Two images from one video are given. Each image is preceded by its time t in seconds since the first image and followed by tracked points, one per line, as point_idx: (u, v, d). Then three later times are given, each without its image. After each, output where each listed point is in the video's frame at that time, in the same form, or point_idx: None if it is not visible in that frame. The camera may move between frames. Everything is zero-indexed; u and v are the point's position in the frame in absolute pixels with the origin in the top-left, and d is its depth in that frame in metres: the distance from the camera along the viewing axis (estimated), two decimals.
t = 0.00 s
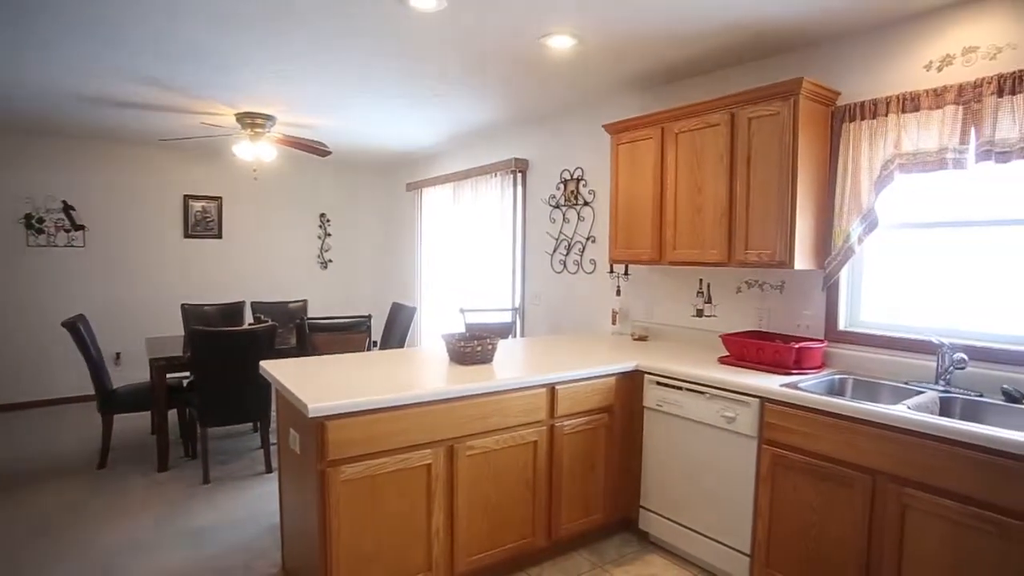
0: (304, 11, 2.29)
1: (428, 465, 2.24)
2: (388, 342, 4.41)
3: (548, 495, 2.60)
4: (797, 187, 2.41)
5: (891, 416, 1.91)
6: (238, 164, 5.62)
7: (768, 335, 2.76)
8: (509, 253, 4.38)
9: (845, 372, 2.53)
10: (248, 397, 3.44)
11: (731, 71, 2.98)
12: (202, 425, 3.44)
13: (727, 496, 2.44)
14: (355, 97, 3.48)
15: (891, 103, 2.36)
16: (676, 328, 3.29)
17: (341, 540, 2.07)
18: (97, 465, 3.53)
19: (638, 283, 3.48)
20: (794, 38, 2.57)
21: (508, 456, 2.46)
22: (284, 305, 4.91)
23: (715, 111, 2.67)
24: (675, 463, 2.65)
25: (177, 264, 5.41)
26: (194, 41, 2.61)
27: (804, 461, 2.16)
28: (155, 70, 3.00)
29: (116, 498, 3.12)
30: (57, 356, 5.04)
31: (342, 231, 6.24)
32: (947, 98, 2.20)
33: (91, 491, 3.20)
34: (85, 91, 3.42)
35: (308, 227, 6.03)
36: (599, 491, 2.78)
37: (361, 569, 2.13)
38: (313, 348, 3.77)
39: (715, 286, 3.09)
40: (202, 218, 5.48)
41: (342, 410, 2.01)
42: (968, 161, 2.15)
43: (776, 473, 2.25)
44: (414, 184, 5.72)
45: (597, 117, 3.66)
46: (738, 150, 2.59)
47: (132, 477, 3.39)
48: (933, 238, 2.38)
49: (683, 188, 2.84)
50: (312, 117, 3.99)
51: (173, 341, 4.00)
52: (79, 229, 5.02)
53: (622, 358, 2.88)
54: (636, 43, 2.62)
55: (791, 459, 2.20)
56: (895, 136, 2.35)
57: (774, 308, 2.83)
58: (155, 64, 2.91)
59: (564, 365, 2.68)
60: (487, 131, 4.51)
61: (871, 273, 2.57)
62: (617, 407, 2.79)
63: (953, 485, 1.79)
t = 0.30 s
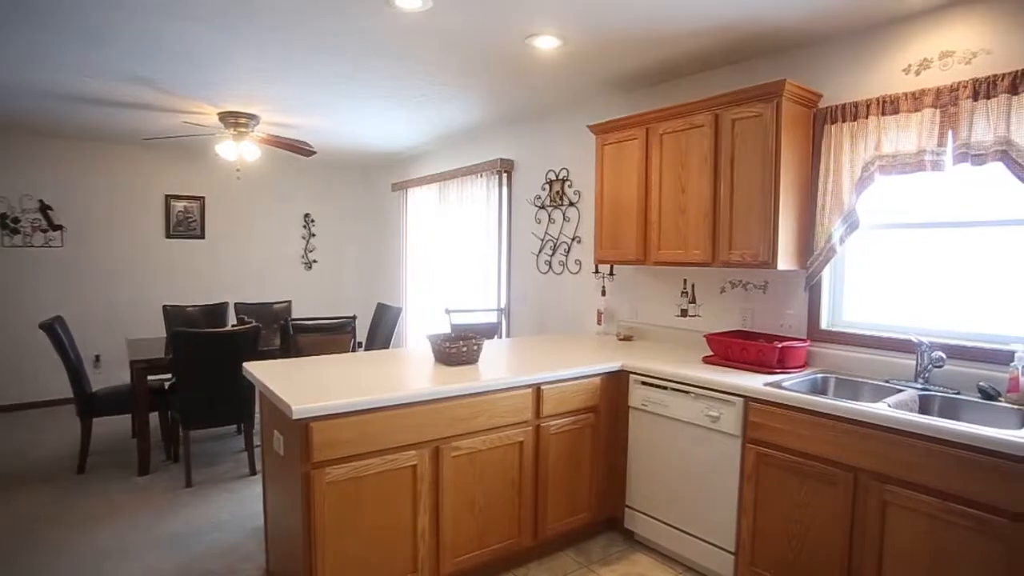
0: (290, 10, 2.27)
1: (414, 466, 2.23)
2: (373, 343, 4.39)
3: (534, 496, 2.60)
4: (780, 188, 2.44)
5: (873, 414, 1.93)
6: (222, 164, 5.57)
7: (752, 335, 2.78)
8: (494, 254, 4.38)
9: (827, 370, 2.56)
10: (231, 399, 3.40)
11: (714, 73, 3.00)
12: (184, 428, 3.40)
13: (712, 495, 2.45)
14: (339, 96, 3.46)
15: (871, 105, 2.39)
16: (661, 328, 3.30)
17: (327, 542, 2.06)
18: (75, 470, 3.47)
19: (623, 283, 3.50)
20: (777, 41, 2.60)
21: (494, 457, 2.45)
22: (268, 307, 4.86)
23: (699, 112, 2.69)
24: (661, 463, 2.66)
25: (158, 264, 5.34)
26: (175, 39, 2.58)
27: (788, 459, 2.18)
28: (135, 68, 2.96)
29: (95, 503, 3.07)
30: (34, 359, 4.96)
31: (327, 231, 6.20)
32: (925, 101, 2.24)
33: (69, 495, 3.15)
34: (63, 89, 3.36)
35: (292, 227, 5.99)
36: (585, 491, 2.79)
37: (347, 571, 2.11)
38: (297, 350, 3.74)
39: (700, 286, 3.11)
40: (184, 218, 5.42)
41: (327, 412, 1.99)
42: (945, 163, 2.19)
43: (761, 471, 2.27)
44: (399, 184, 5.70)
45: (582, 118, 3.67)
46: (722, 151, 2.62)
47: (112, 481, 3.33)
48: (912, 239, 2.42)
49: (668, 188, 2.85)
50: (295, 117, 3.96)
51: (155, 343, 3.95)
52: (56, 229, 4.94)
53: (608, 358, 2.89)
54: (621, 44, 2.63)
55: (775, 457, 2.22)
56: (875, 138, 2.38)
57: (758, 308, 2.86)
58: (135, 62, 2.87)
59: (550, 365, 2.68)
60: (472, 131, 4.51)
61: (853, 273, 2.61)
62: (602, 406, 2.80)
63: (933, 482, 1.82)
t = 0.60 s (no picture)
0: (274, 9, 2.26)
1: (398, 467, 2.22)
2: (358, 344, 4.36)
3: (519, 496, 2.60)
4: (763, 190, 2.46)
5: (853, 412, 1.96)
6: (203, 164, 5.51)
7: (735, 334, 2.80)
8: (479, 254, 4.38)
9: (810, 369, 2.59)
10: (213, 401, 3.37)
11: (697, 75, 3.03)
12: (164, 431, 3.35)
13: (697, 494, 2.47)
14: (322, 96, 3.44)
15: (851, 108, 2.42)
16: (645, 328, 3.32)
17: (311, 544, 2.04)
18: (52, 475, 3.40)
19: (608, 284, 3.51)
20: (758, 44, 2.62)
21: (479, 457, 2.45)
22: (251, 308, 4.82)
23: (682, 114, 2.71)
24: (646, 462, 2.67)
25: (138, 265, 5.27)
26: (155, 37, 2.54)
27: (770, 458, 2.20)
28: (114, 66, 2.92)
29: (74, 508, 3.02)
30: (9, 362, 4.86)
31: (310, 232, 6.16)
32: (903, 104, 2.27)
33: (46, 501, 3.10)
34: (40, 87, 3.30)
35: (275, 228, 5.94)
36: (570, 491, 2.79)
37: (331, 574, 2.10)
38: (281, 351, 3.71)
39: (684, 286, 3.13)
40: (165, 218, 5.35)
41: (310, 413, 1.98)
42: (923, 165, 2.23)
43: (744, 470, 2.29)
44: (383, 184, 5.68)
45: (567, 119, 3.68)
46: (705, 152, 2.63)
47: (90, 486, 3.28)
48: (891, 239, 2.45)
49: (652, 189, 2.87)
50: (277, 116, 3.92)
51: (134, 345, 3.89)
52: (32, 229, 4.84)
53: (592, 358, 2.90)
54: (605, 45, 2.64)
55: (758, 455, 2.24)
56: (855, 140, 2.41)
57: (741, 308, 2.88)
58: (114, 59, 2.83)
59: (535, 366, 2.68)
60: (457, 132, 4.50)
61: (834, 273, 2.64)
62: (586, 406, 2.80)
63: (913, 478, 1.85)
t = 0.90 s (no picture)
0: (260, 8, 2.24)
1: (384, 469, 2.21)
2: (343, 345, 4.34)
3: (505, 497, 2.61)
4: (747, 191, 2.48)
5: (836, 410, 1.98)
6: (186, 163, 5.45)
7: (720, 334, 2.83)
8: (465, 255, 4.38)
9: (792, 369, 2.62)
10: (195, 403, 3.33)
11: (681, 77, 3.05)
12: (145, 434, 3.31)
13: (682, 493, 2.49)
14: (306, 95, 3.42)
15: (832, 111, 2.45)
16: (630, 329, 3.34)
17: (296, 547, 2.03)
18: (30, 479, 3.35)
19: (593, 284, 3.53)
20: (742, 46, 2.65)
21: (465, 458, 2.45)
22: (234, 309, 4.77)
23: (667, 115, 2.72)
24: (632, 461, 2.69)
25: (118, 265, 5.20)
26: (135, 34, 2.51)
27: (754, 456, 2.22)
28: (94, 63, 2.88)
29: (53, 513, 2.97)
30: None
31: (295, 232, 6.12)
32: (883, 107, 2.30)
33: (23, 506, 3.04)
34: (17, 84, 3.24)
35: (259, 228, 5.89)
36: (556, 491, 2.80)
37: None
38: (265, 352, 3.68)
39: (668, 286, 3.15)
40: (147, 218, 5.28)
41: (295, 415, 1.96)
42: (903, 167, 2.26)
43: (728, 468, 2.31)
44: (369, 184, 5.65)
45: (552, 120, 3.69)
46: (690, 153, 2.65)
47: (69, 491, 3.23)
48: (872, 240, 2.49)
49: (637, 190, 2.88)
50: (260, 115, 3.89)
51: (115, 347, 3.84)
52: (8, 229, 4.74)
53: (578, 359, 2.91)
54: (591, 46, 2.65)
55: (741, 454, 2.26)
56: (837, 143, 2.44)
57: (725, 308, 2.91)
58: (93, 57, 2.79)
59: (520, 366, 2.69)
60: (442, 132, 4.50)
61: (816, 274, 2.67)
62: (572, 406, 2.81)
63: (893, 475, 1.87)
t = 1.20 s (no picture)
0: (243, 6, 2.22)
1: (370, 470, 2.20)
2: (328, 347, 4.31)
3: (491, 497, 2.61)
4: (731, 192, 2.50)
5: (819, 409, 2.00)
6: (168, 162, 5.38)
7: (705, 334, 2.84)
8: (450, 255, 4.37)
9: (776, 368, 2.64)
10: (177, 406, 3.29)
11: (666, 78, 3.07)
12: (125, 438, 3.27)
13: (668, 492, 2.50)
14: (290, 94, 3.39)
15: (815, 113, 2.48)
16: (616, 329, 3.35)
17: (280, 551, 2.01)
18: (6, 485, 3.29)
19: (579, 285, 3.53)
20: (725, 48, 2.67)
21: (451, 459, 2.45)
22: (218, 310, 4.73)
23: (652, 116, 2.74)
24: (618, 461, 2.70)
25: (99, 266, 5.13)
26: (115, 31, 2.47)
27: (739, 455, 2.24)
28: (73, 61, 2.84)
29: (30, 518, 2.92)
30: None
31: (279, 233, 6.07)
32: (864, 109, 2.33)
33: None
34: None
35: (243, 228, 5.84)
36: (543, 491, 2.80)
37: None
38: (249, 354, 3.65)
39: (654, 287, 3.17)
40: (127, 218, 5.21)
41: (279, 417, 1.95)
42: (883, 168, 2.29)
43: (713, 467, 2.33)
44: (354, 185, 5.62)
45: (538, 120, 3.69)
46: (675, 154, 2.67)
47: (47, 496, 3.18)
48: (854, 241, 2.52)
49: (623, 191, 2.89)
50: (243, 115, 3.85)
51: (94, 349, 3.78)
52: None
53: (564, 359, 2.91)
54: (576, 47, 2.66)
55: (726, 453, 2.28)
56: (819, 144, 2.47)
57: (709, 308, 2.93)
58: (72, 54, 2.75)
59: (506, 367, 2.69)
60: (427, 133, 4.48)
61: (799, 274, 2.70)
62: (558, 406, 2.82)
63: (874, 473, 1.90)
